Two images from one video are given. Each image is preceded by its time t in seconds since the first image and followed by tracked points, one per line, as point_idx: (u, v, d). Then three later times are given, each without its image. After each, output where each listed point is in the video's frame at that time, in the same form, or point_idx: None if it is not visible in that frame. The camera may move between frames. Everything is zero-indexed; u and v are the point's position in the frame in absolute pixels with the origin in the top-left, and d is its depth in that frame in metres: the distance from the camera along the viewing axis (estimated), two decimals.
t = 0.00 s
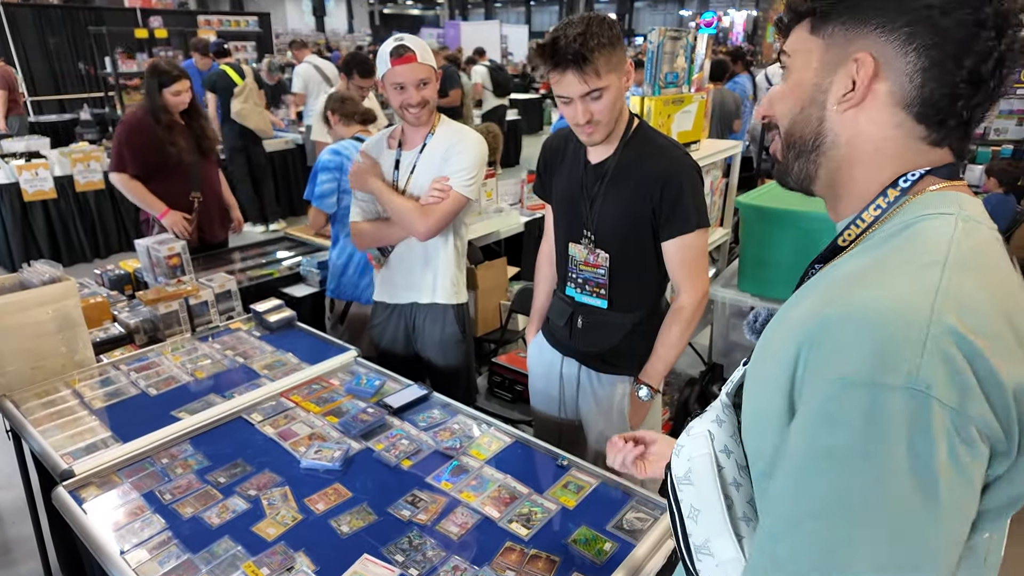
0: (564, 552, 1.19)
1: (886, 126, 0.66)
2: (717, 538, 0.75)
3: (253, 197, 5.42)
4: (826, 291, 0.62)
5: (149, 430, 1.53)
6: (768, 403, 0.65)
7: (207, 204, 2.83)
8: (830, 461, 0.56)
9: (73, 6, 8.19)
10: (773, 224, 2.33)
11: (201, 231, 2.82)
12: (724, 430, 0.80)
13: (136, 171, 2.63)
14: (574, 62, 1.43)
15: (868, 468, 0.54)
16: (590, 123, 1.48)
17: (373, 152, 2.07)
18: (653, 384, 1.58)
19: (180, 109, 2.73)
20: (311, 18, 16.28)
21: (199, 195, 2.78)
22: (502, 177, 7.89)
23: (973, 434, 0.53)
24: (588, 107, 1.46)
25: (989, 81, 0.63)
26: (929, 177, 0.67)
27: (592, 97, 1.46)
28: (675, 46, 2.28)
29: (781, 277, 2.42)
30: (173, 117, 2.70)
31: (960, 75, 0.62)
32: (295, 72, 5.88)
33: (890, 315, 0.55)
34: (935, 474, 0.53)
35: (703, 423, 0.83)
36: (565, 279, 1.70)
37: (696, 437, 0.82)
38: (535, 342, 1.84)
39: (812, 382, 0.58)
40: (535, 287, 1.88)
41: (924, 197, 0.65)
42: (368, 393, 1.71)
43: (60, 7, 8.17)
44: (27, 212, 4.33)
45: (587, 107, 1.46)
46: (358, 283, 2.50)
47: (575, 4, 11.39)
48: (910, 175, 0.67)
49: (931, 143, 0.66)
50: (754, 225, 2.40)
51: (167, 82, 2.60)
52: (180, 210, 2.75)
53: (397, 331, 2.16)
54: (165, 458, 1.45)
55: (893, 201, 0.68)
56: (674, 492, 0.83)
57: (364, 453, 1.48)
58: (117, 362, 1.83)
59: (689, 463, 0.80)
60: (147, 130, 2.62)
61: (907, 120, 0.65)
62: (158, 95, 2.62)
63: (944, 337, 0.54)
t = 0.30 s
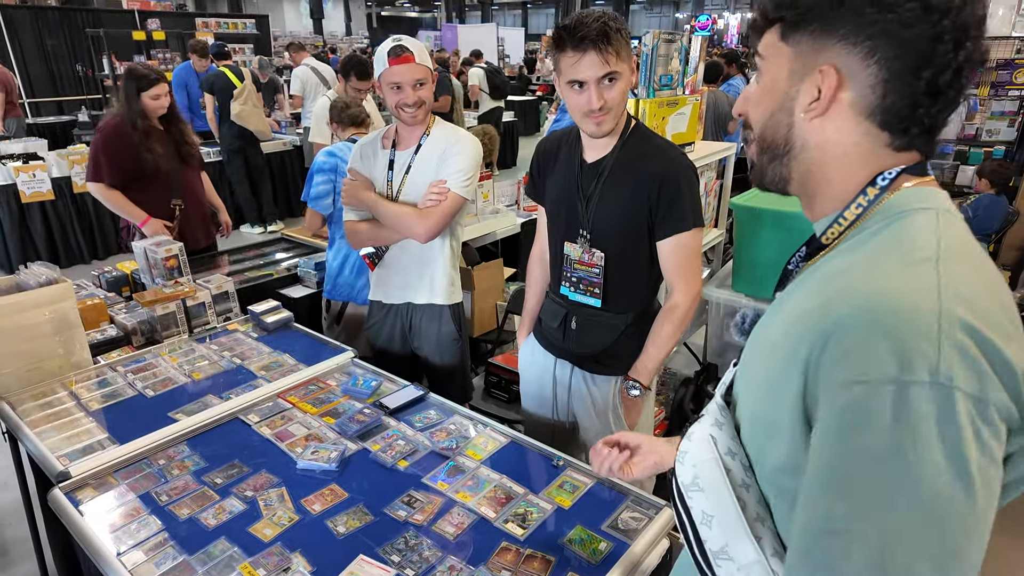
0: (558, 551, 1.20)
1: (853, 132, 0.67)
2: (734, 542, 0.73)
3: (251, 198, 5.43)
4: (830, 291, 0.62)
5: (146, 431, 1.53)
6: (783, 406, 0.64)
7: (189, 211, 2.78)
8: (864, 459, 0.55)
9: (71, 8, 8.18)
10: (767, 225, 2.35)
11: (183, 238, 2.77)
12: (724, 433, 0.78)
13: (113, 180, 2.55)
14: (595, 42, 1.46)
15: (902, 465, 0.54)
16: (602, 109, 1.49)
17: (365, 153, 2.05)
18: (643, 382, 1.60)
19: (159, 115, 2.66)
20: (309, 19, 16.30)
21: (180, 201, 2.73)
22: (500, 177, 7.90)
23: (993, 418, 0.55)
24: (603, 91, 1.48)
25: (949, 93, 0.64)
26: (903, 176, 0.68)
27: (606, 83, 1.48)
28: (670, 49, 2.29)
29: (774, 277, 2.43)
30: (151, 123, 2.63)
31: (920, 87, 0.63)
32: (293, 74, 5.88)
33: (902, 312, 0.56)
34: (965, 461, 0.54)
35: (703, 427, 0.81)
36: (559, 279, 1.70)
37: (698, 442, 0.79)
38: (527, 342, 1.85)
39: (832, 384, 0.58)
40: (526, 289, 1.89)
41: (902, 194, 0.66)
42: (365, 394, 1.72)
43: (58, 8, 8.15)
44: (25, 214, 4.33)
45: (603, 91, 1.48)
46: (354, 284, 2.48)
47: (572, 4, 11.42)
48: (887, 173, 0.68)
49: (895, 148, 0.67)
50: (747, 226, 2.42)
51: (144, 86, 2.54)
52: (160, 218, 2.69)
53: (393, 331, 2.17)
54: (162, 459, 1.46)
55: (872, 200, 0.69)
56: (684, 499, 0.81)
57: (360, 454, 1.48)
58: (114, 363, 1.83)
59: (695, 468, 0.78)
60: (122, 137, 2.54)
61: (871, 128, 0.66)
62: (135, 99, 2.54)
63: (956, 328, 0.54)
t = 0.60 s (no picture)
0: (554, 552, 1.20)
1: (827, 136, 0.68)
2: (726, 528, 0.73)
3: (247, 199, 5.42)
4: (823, 288, 0.62)
5: (142, 433, 1.53)
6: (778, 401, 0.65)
7: (175, 216, 2.76)
8: (864, 453, 0.56)
9: (66, 9, 8.15)
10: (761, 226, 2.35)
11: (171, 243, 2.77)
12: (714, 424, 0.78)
13: (96, 187, 2.54)
14: (594, 37, 1.47)
15: (900, 456, 0.54)
16: (595, 107, 1.49)
17: (362, 155, 2.06)
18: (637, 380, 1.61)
19: (142, 117, 2.64)
20: (305, 21, 16.30)
21: (166, 206, 2.72)
22: (497, 178, 7.92)
23: (986, 410, 0.55)
24: (598, 88, 1.48)
25: (914, 93, 0.64)
26: (884, 176, 0.68)
27: (603, 78, 1.48)
28: (665, 50, 2.30)
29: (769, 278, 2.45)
30: (133, 126, 2.60)
31: (881, 91, 0.64)
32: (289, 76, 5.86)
33: (894, 307, 0.56)
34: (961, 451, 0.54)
35: (691, 418, 0.79)
36: (555, 279, 1.70)
37: (687, 433, 0.78)
38: (520, 345, 1.85)
39: (830, 379, 0.58)
40: (520, 290, 1.89)
41: (883, 193, 0.67)
42: (361, 396, 1.72)
43: (53, 9, 8.12)
44: (20, 216, 4.31)
45: (597, 87, 1.48)
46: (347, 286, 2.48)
47: (570, 5, 11.44)
48: (869, 173, 0.68)
49: (868, 150, 0.67)
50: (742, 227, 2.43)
51: (128, 88, 2.53)
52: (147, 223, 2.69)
53: (390, 332, 2.17)
54: (158, 462, 1.45)
55: (855, 200, 0.69)
56: (674, 488, 0.80)
57: (357, 456, 1.48)
58: (110, 365, 1.83)
59: (685, 458, 0.77)
60: (105, 142, 2.53)
61: (842, 130, 0.67)
62: (119, 102, 2.52)
63: (947, 320, 0.55)
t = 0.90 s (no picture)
0: (552, 550, 1.21)
1: (831, 128, 0.69)
2: (720, 516, 0.72)
3: (243, 201, 5.42)
4: (819, 282, 0.63)
5: (140, 433, 1.53)
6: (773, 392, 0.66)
7: (167, 219, 2.76)
8: (858, 445, 0.56)
9: (61, 10, 8.12)
10: (759, 228, 2.37)
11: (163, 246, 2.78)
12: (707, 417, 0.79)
13: (83, 193, 2.52)
14: (574, 37, 1.48)
15: (893, 446, 0.55)
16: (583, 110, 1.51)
17: (360, 156, 2.06)
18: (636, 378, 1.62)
19: (130, 120, 2.63)
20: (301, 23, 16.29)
21: (157, 210, 2.72)
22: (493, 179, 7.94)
23: (973, 403, 0.57)
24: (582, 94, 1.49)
25: (917, 84, 0.67)
26: (878, 174, 0.69)
27: (574, 84, 1.49)
28: (662, 52, 2.31)
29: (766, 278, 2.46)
30: (121, 129, 2.59)
31: (888, 78, 0.66)
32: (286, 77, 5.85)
33: (889, 300, 0.57)
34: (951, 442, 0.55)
35: (685, 410, 0.80)
36: (552, 279, 1.70)
37: (680, 424, 0.78)
38: (518, 344, 1.86)
39: (826, 370, 0.59)
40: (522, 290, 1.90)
41: (876, 191, 0.68)
42: (359, 397, 1.72)
43: (48, 10, 8.08)
44: (15, 217, 4.30)
45: (570, 90, 1.50)
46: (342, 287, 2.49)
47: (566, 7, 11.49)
48: (863, 171, 0.70)
49: (866, 142, 0.69)
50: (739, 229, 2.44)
51: (116, 91, 2.52)
52: (137, 227, 2.69)
53: (389, 333, 2.18)
54: (157, 462, 1.46)
55: (849, 197, 0.70)
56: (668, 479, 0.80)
57: (355, 456, 1.49)
58: (107, 367, 1.83)
59: (678, 449, 0.78)
60: (91, 146, 2.51)
61: (847, 122, 0.68)
62: (107, 105, 2.51)
63: (940, 315, 0.56)
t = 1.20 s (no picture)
0: (552, 549, 1.22)
1: (824, 133, 0.70)
2: (713, 508, 0.73)
3: (241, 202, 5.42)
4: (807, 276, 0.64)
5: (140, 434, 1.54)
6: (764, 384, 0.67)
7: (161, 222, 2.77)
8: (845, 432, 0.58)
9: (59, 11, 8.09)
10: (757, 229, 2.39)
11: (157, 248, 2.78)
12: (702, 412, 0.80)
13: (79, 195, 2.52)
14: (567, 45, 1.49)
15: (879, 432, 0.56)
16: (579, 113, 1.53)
17: (361, 159, 2.07)
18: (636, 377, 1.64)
19: (129, 121, 2.62)
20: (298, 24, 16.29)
21: (152, 213, 2.73)
22: (491, 181, 7.97)
23: (957, 392, 0.58)
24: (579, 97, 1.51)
25: (894, 82, 0.70)
26: (865, 174, 0.71)
27: (568, 89, 1.51)
28: (659, 53, 2.33)
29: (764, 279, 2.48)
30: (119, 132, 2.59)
31: (872, 80, 0.68)
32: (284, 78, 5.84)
33: (874, 292, 0.58)
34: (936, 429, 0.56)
35: (679, 405, 0.81)
36: (553, 278, 1.71)
37: (674, 417, 0.80)
38: (519, 344, 1.87)
39: (814, 361, 0.60)
40: (525, 288, 1.92)
41: (864, 190, 0.69)
42: (359, 397, 1.73)
43: (45, 12, 8.06)
44: (13, 219, 4.28)
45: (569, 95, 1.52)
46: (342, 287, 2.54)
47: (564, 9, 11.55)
48: (849, 171, 0.71)
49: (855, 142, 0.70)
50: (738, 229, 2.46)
51: (116, 94, 2.52)
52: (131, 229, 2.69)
53: (392, 334, 2.18)
54: (157, 463, 1.46)
55: (838, 196, 0.71)
56: (663, 472, 0.81)
57: (356, 456, 1.49)
58: (107, 367, 1.83)
59: (673, 442, 0.79)
60: (87, 148, 2.50)
61: (835, 126, 0.70)
62: (106, 107, 2.52)
63: (924, 306, 0.57)
